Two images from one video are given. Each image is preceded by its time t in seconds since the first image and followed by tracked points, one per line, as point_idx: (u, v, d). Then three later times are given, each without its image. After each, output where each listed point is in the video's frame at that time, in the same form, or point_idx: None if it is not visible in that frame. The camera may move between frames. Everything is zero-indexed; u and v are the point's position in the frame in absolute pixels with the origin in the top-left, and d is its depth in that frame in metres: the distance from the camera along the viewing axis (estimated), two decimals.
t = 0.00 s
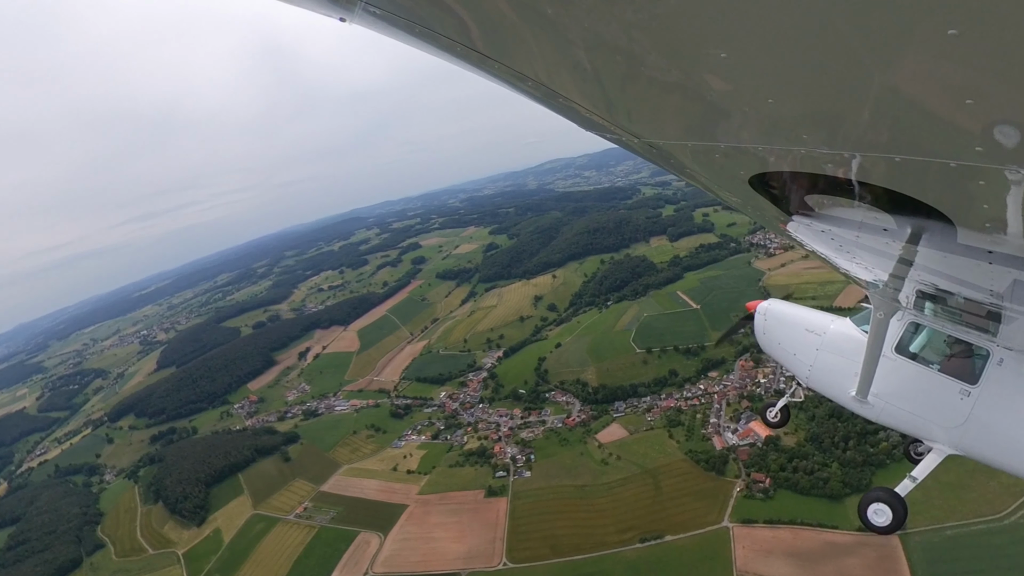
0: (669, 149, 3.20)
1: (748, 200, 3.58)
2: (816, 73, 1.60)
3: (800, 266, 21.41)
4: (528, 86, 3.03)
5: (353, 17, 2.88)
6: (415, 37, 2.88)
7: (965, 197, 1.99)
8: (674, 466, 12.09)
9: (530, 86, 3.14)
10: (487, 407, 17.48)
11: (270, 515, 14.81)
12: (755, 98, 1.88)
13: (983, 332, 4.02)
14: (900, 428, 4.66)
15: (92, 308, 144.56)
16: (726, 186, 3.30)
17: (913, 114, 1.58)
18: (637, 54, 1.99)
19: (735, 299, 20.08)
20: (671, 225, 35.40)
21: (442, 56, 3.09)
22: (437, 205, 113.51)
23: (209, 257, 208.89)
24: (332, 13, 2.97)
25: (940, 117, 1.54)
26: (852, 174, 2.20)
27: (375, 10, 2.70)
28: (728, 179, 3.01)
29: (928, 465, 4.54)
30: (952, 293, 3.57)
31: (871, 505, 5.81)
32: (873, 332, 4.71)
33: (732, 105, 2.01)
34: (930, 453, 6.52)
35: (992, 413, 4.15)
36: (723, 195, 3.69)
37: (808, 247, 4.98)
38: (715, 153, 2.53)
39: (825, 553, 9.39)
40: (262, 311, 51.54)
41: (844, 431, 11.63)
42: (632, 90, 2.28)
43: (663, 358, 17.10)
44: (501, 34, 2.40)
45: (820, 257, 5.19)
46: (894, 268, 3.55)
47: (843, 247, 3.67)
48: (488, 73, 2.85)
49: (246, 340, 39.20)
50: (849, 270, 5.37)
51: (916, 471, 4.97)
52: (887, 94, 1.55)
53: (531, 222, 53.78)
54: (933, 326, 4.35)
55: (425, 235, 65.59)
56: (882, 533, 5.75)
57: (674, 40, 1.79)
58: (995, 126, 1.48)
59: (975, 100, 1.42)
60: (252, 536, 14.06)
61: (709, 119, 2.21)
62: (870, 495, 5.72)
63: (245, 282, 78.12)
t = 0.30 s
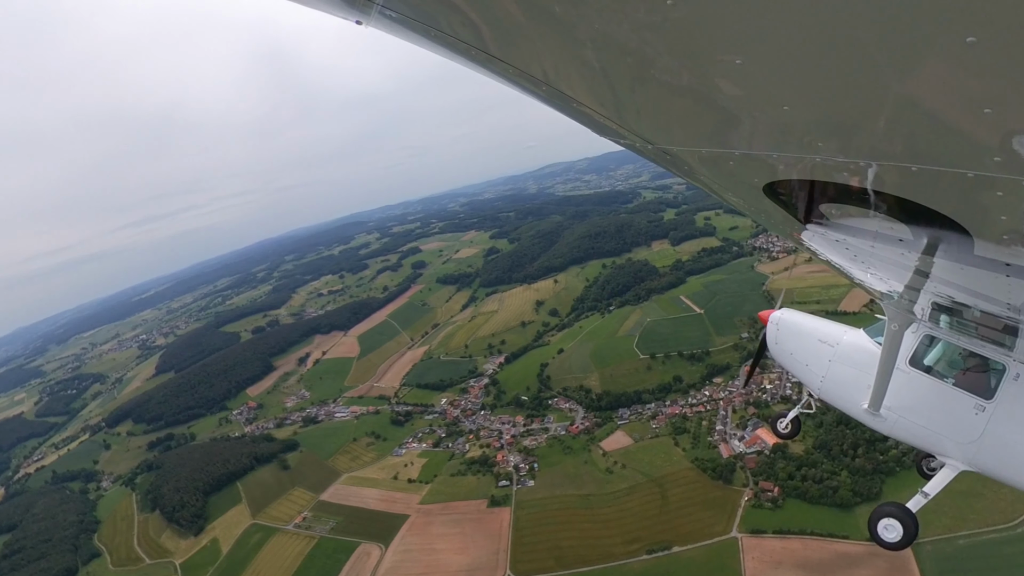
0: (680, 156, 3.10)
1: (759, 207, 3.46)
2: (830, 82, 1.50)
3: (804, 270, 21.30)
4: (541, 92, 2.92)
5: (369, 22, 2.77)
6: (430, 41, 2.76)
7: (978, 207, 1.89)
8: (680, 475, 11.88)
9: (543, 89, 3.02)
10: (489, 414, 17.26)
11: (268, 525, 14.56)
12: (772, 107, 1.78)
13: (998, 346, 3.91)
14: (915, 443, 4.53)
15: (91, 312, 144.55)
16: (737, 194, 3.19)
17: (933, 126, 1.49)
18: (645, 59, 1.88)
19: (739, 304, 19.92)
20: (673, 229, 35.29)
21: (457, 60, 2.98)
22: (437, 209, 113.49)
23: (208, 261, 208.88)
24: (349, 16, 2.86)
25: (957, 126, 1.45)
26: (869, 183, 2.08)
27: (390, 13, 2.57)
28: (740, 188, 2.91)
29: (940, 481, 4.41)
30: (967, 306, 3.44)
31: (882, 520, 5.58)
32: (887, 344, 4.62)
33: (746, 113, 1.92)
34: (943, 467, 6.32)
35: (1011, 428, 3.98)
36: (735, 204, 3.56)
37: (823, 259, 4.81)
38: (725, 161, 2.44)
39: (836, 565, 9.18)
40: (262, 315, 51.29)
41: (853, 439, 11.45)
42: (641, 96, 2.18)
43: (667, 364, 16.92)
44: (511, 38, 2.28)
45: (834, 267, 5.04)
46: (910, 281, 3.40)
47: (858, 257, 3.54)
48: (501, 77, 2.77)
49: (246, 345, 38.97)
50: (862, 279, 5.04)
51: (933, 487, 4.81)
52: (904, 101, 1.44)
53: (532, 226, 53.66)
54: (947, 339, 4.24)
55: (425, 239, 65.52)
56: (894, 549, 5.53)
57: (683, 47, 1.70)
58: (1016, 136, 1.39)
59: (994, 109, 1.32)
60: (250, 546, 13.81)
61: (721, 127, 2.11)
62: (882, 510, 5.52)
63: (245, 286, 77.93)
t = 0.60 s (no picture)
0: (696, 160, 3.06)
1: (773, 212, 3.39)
2: (847, 84, 1.49)
3: (807, 274, 21.18)
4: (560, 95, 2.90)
5: (387, 24, 2.69)
6: (450, 45, 2.70)
7: (995, 219, 1.79)
8: (687, 483, 11.68)
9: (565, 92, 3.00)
10: (491, 421, 17.03)
11: (268, 535, 14.32)
12: (793, 113, 1.75)
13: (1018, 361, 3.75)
14: (931, 456, 4.43)
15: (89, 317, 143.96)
16: (751, 198, 3.16)
17: (952, 132, 1.45)
18: (663, 59, 1.87)
19: (743, 308, 19.75)
20: (675, 233, 35.15)
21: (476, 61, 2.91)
22: (436, 213, 113.36)
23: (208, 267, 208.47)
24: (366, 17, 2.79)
25: (978, 136, 1.41)
26: (888, 192, 2.00)
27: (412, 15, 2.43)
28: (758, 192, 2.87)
29: (956, 497, 4.31)
30: (989, 319, 3.26)
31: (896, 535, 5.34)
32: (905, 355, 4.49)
33: (763, 117, 1.90)
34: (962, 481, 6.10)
35: None
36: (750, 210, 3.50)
37: (844, 268, 4.65)
38: (744, 165, 2.39)
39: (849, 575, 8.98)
40: (261, 321, 51.03)
41: (863, 445, 11.27)
42: (657, 99, 2.17)
43: (672, 369, 16.73)
44: (527, 40, 2.23)
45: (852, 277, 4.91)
46: (929, 291, 3.26)
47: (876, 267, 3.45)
48: (519, 79, 2.71)
49: (245, 351, 38.69)
50: (882, 289, 4.74)
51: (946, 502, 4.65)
52: (923, 110, 1.42)
53: (532, 230, 53.48)
54: (967, 351, 4.11)
55: (425, 243, 65.29)
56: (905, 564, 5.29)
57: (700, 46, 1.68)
58: None
59: (1017, 118, 1.28)
60: (250, 557, 13.57)
61: (741, 130, 2.09)
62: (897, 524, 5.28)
63: (244, 291, 77.67)
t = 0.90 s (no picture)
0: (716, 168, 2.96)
1: (787, 216, 3.25)
2: (862, 80, 1.38)
3: (811, 277, 21.04)
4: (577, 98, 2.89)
5: (409, 27, 2.77)
6: (469, 47, 2.75)
7: None
8: (695, 492, 11.47)
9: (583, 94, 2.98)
10: (494, 429, 16.80)
11: (267, 546, 14.06)
12: (811, 115, 1.64)
13: None
14: (954, 471, 4.27)
15: (88, 323, 143.36)
16: (769, 202, 3.05)
17: (974, 139, 1.31)
18: (672, 54, 1.80)
19: (747, 312, 19.58)
20: (677, 236, 35.03)
21: (496, 64, 2.95)
22: (436, 218, 113.31)
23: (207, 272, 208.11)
24: (389, 21, 2.88)
25: (1003, 141, 1.26)
26: (915, 199, 1.80)
27: (431, 19, 2.56)
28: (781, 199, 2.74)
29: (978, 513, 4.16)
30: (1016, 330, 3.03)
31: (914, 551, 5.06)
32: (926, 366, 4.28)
33: (780, 120, 1.80)
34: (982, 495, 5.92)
35: None
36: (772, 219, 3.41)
37: (866, 277, 4.49)
38: (765, 173, 2.27)
39: None
40: (261, 326, 50.77)
41: (873, 452, 11.11)
42: (669, 99, 2.10)
43: (676, 375, 16.53)
44: (538, 33, 2.23)
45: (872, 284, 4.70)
46: (954, 301, 3.06)
47: (898, 275, 3.25)
48: (536, 80, 2.73)
49: (245, 357, 38.43)
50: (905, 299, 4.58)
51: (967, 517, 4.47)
52: (944, 109, 1.28)
53: (533, 234, 53.37)
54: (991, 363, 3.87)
55: (425, 248, 65.15)
56: None
57: (707, 39, 1.61)
58: None
59: None
60: (248, 568, 13.32)
61: (760, 137, 2.00)
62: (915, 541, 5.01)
63: (244, 297, 77.41)
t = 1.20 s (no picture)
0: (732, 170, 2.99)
1: (801, 214, 3.17)
2: (884, 87, 1.40)
3: (815, 280, 20.87)
4: (600, 96, 2.96)
5: (431, 28, 2.84)
6: (489, 48, 2.81)
7: None
8: (703, 500, 11.26)
9: (602, 93, 3.03)
10: (496, 436, 16.58)
11: (267, 556, 13.83)
12: (835, 122, 1.65)
13: None
14: (976, 486, 4.08)
15: (87, 328, 143.21)
16: (784, 201, 3.03)
17: (999, 145, 1.33)
18: (689, 57, 1.81)
19: (752, 316, 19.40)
20: (679, 240, 34.86)
21: (518, 66, 3.03)
22: (436, 223, 113.11)
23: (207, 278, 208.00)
24: (412, 23, 2.96)
25: None
26: (938, 205, 1.82)
27: (451, 21, 2.64)
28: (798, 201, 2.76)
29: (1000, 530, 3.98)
30: None
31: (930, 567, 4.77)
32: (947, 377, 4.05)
33: (799, 123, 1.82)
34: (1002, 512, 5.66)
35: None
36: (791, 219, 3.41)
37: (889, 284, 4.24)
38: (783, 176, 2.30)
39: None
40: (261, 332, 50.53)
41: (883, 458, 10.92)
42: (688, 101, 2.12)
43: (681, 380, 16.34)
44: (552, 38, 2.28)
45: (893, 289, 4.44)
46: (979, 311, 2.87)
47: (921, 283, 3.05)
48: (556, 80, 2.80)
49: (244, 363, 38.17)
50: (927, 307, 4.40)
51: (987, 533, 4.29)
52: (972, 115, 1.30)
53: (534, 238, 53.18)
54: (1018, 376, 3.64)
55: (425, 253, 64.92)
56: None
57: (726, 42, 1.62)
58: None
59: None
60: None
61: (781, 137, 2.00)
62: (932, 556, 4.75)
63: (243, 302, 77.12)
